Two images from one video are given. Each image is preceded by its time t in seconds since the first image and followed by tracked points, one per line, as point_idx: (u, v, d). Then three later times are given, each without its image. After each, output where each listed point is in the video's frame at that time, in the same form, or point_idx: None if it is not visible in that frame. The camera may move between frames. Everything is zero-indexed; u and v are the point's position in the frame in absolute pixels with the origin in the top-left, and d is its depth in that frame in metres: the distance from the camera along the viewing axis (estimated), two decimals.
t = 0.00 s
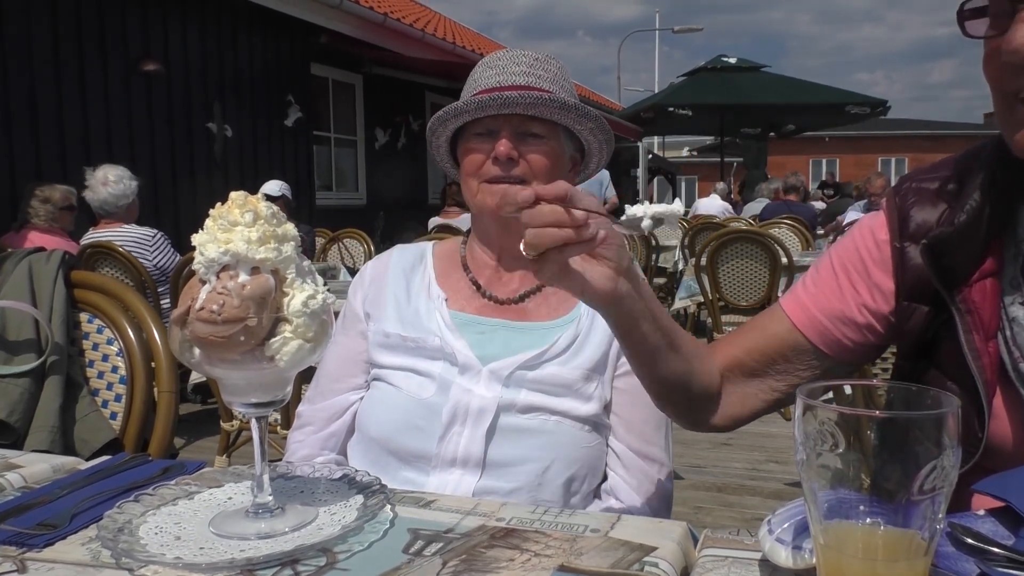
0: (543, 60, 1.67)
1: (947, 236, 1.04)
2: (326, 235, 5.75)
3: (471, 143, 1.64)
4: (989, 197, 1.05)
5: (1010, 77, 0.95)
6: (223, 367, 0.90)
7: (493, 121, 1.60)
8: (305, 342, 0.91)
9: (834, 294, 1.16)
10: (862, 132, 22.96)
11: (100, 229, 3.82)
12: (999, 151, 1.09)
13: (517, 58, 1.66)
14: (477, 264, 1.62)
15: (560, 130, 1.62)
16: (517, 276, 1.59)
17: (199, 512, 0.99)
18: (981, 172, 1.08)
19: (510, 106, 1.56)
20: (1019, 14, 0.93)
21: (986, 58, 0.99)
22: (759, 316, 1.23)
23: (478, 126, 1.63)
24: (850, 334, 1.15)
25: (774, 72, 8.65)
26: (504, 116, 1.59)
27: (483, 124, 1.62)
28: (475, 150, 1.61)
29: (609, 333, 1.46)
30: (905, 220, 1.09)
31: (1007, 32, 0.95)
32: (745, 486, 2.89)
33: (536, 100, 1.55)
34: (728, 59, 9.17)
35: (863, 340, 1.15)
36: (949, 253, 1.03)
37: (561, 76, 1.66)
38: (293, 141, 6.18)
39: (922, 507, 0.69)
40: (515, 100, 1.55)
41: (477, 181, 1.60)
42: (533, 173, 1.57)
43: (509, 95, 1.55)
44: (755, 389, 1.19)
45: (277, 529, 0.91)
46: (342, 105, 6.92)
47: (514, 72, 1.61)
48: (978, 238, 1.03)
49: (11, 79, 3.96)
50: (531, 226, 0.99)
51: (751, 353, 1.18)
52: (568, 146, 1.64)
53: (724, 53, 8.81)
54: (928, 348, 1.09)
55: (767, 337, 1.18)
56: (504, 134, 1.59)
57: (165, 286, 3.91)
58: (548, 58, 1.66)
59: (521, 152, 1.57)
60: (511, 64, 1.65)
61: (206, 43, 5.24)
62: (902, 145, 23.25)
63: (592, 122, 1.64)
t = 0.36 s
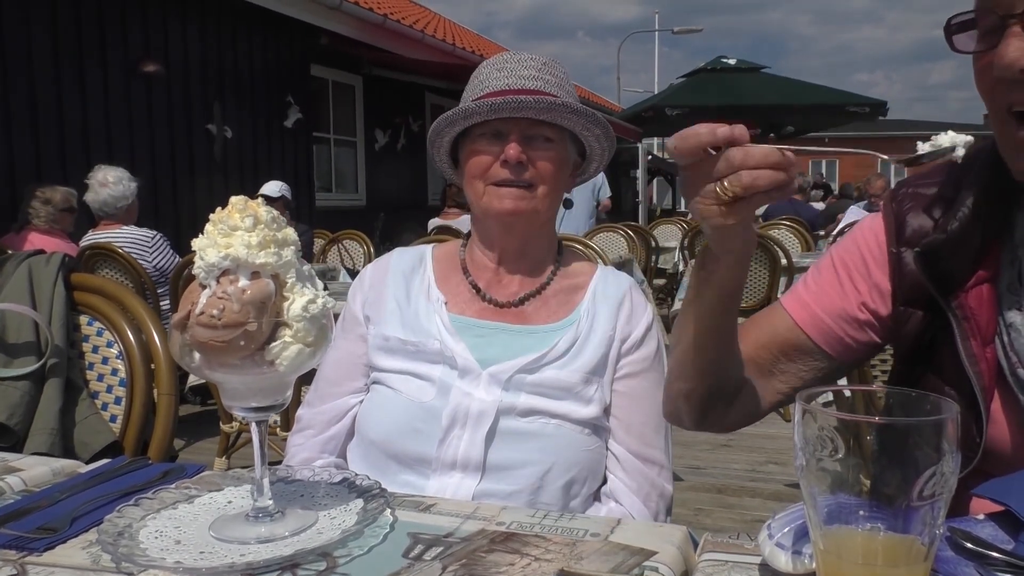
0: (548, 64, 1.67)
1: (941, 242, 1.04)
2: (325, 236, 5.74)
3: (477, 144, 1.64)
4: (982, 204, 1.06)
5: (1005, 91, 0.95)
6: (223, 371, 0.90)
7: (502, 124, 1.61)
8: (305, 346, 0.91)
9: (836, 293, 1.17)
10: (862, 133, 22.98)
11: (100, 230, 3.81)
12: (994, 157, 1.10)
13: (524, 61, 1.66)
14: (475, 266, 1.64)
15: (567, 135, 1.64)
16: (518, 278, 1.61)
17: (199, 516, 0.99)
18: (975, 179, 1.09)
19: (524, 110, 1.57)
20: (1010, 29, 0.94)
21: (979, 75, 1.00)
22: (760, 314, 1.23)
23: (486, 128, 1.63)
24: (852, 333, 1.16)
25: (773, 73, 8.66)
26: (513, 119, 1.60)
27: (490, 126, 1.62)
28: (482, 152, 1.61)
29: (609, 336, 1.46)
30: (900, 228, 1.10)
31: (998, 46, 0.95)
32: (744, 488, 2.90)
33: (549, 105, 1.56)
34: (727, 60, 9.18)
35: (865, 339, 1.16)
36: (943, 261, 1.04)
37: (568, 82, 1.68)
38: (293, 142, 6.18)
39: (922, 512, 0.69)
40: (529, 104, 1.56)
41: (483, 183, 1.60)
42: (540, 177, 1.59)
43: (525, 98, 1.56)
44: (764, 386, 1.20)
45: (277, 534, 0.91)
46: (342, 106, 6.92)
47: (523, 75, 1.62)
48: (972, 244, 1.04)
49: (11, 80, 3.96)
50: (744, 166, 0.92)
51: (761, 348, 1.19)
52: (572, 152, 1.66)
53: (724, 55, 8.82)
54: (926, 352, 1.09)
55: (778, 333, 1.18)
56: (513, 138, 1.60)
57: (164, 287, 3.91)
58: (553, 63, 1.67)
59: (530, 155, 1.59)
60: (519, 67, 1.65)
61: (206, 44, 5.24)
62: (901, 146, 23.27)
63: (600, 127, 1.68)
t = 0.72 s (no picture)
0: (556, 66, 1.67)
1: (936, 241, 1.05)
2: (325, 237, 5.74)
3: (488, 143, 1.62)
4: (977, 199, 1.06)
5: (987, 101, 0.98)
6: (223, 372, 0.89)
7: (519, 124, 1.61)
8: (305, 347, 0.91)
9: (841, 273, 1.17)
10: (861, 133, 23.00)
11: (100, 231, 3.82)
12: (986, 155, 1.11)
13: (535, 61, 1.65)
14: (474, 265, 1.64)
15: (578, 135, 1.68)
16: (518, 276, 1.61)
17: (199, 517, 0.99)
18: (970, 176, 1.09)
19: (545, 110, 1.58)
20: (988, 41, 0.97)
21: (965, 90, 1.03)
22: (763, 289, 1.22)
23: (499, 126, 1.61)
24: (853, 312, 1.16)
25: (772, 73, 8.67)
26: (528, 119, 1.60)
27: (504, 125, 1.61)
28: (495, 151, 1.60)
29: (608, 337, 1.46)
30: (899, 225, 1.11)
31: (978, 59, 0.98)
32: (745, 488, 2.90)
33: (572, 107, 1.60)
34: (726, 61, 9.19)
35: (865, 320, 1.16)
36: (939, 259, 1.05)
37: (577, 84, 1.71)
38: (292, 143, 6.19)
39: (922, 512, 0.69)
40: (554, 104, 1.58)
41: (495, 181, 1.60)
42: (552, 178, 1.60)
43: (549, 99, 1.57)
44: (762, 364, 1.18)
45: (277, 535, 0.91)
46: (342, 107, 6.93)
47: (538, 75, 1.61)
48: (968, 240, 1.04)
49: (10, 81, 3.96)
50: (847, 115, 0.90)
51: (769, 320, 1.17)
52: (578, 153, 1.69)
53: (723, 55, 8.82)
54: (924, 348, 1.09)
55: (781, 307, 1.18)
56: (529, 137, 1.61)
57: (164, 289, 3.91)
58: (560, 64, 1.68)
59: (548, 155, 1.60)
60: (533, 66, 1.64)
61: (206, 45, 5.24)
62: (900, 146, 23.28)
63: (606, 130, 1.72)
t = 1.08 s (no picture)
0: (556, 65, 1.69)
1: (941, 229, 1.04)
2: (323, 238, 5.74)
3: (491, 142, 1.62)
4: (975, 193, 1.06)
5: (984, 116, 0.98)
6: (221, 373, 0.89)
7: (524, 122, 1.61)
8: (302, 347, 0.91)
9: (843, 257, 1.18)
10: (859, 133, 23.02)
11: (99, 234, 3.81)
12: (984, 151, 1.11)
13: (536, 60, 1.66)
14: (472, 264, 1.64)
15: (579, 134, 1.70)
16: (517, 276, 1.61)
17: (198, 518, 0.99)
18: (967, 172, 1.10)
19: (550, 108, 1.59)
20: (984, 59, 0.96)
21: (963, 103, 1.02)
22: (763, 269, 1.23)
23: (503, 125, 1.61)
24: (853, 296, 1.16)
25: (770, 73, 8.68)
26: (532, 117, 1.61)
27: (507, 124, 1.61)
28: (499, 149, 1.60)
29: (607, 336, 1.46)
30: (897, 220, 1.12)
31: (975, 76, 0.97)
32: (745, 487, 2.89)
33: (577, 104, 1.61)
34: (723, 60, 9.20)
35: (863, 307, 1.17)
36: (939, 249, 1.04)
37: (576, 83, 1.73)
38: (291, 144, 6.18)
39: (919, 509, 0.70)
40: (560, 102, 1.59)
41: (501, 180, 1.59)
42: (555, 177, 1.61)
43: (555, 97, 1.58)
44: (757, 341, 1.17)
45: (275, 535, 0.91)
46: (340, 108, 6.92)
47: (542, 74, 1.62)
48: (969, 232, 1.04)
49: (8, 84, 3.96)
50: (864, 85, 0.91)
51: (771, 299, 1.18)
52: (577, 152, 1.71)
53: (721, 55, 8.83)
54: (923, 343, 1.09)
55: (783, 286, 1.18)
56: (533, 135, 1.61)
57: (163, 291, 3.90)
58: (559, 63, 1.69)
59: (552, 152, 1.61)
60: (534, 65, 1.65)
61: (204, 47, 5.24)
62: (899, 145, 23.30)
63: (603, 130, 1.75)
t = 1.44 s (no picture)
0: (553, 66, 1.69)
1: (947, 231, 1.04)
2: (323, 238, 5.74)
3: (489, 143, 1.62)
4: (978, 197, 1.06)
5: (992, 110, 0.98)
6: (220, 374, 0.89)
7: (520, 123, 1.61)
8: (301, 347, 0.91)
9: (838, 277, 1.18)
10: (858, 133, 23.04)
11: (97, 234, 3.81)
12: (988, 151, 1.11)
13: (533, 60, 1.66)
14: (472, 264, 1.64)
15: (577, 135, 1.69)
16: (517, 276, 1.61)
17: (197, 519, 0.99)
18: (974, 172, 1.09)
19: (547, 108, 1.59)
20: (993, 51, 0.97)
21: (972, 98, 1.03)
22: (764, 301, 1.26)
23: (500, 126, 1.62)
24: (852, 321, 1.17)
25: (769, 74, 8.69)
26: (529, 118, 1.61)
27: (505, 125, 1.61)
28: (496, 151, 1.60)
29: (607, 336, 1.46)
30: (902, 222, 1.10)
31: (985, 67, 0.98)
32: (744, 488, 2.90)
33: (573, 105, 1.61)
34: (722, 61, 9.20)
35: (863, 326, 1.17)
36: (946, 252, 1.05)
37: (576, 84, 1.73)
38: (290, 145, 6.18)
39: (918, 509, 0.70)
40: (556, 103, 1.59)
41: (498, 181, 1.59)
42: (553, 178, 1.61)
43: (552, 98, 1.58)
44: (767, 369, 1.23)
45: (274, 536, 0.91)
46: (339, 108, 6.92)
47: (538, 75, 1.62)
48: (976, 234, 1.04)
49: (6, 84, 3.96)
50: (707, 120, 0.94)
51: (766, 336, 1.22)
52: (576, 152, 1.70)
53: (720, 56, 8.84)
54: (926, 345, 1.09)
55: (778, 322, 1.22)
56: (530, 136, 1.61)
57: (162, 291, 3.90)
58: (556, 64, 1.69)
59: (549, 153, 1.61)
60: (533, 65, 1.65)
61: (203, 47, 5.24)
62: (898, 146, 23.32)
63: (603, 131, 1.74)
